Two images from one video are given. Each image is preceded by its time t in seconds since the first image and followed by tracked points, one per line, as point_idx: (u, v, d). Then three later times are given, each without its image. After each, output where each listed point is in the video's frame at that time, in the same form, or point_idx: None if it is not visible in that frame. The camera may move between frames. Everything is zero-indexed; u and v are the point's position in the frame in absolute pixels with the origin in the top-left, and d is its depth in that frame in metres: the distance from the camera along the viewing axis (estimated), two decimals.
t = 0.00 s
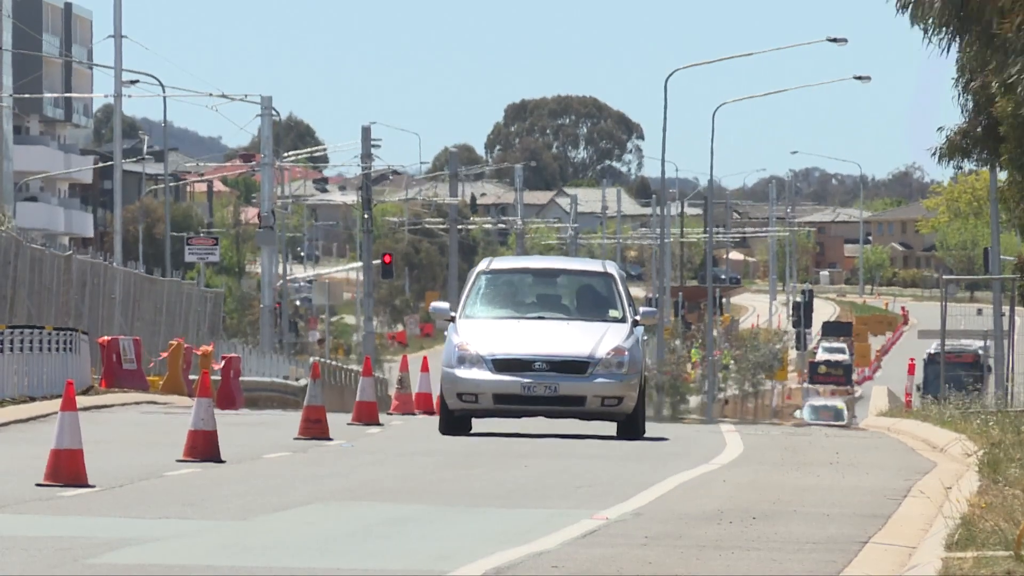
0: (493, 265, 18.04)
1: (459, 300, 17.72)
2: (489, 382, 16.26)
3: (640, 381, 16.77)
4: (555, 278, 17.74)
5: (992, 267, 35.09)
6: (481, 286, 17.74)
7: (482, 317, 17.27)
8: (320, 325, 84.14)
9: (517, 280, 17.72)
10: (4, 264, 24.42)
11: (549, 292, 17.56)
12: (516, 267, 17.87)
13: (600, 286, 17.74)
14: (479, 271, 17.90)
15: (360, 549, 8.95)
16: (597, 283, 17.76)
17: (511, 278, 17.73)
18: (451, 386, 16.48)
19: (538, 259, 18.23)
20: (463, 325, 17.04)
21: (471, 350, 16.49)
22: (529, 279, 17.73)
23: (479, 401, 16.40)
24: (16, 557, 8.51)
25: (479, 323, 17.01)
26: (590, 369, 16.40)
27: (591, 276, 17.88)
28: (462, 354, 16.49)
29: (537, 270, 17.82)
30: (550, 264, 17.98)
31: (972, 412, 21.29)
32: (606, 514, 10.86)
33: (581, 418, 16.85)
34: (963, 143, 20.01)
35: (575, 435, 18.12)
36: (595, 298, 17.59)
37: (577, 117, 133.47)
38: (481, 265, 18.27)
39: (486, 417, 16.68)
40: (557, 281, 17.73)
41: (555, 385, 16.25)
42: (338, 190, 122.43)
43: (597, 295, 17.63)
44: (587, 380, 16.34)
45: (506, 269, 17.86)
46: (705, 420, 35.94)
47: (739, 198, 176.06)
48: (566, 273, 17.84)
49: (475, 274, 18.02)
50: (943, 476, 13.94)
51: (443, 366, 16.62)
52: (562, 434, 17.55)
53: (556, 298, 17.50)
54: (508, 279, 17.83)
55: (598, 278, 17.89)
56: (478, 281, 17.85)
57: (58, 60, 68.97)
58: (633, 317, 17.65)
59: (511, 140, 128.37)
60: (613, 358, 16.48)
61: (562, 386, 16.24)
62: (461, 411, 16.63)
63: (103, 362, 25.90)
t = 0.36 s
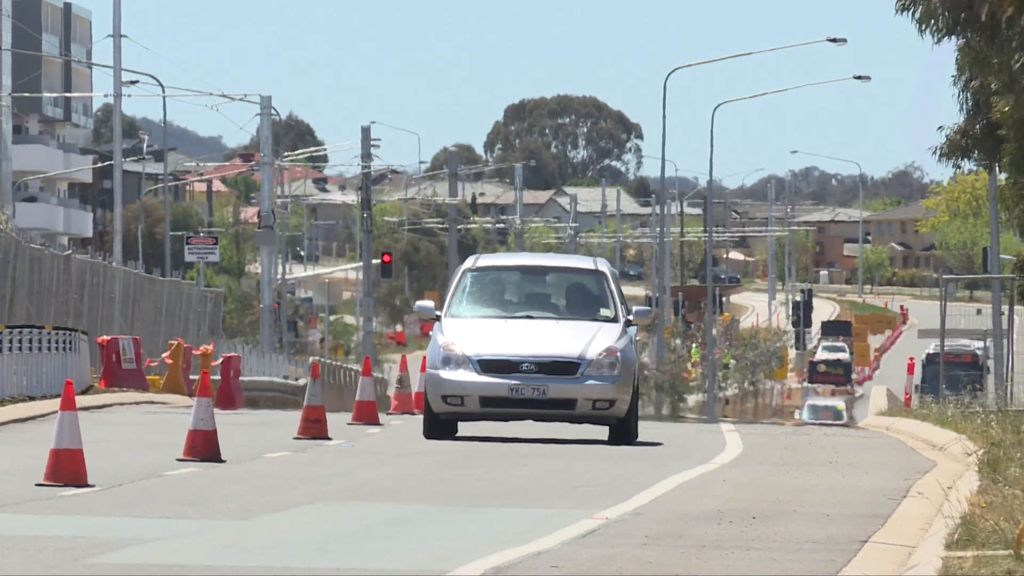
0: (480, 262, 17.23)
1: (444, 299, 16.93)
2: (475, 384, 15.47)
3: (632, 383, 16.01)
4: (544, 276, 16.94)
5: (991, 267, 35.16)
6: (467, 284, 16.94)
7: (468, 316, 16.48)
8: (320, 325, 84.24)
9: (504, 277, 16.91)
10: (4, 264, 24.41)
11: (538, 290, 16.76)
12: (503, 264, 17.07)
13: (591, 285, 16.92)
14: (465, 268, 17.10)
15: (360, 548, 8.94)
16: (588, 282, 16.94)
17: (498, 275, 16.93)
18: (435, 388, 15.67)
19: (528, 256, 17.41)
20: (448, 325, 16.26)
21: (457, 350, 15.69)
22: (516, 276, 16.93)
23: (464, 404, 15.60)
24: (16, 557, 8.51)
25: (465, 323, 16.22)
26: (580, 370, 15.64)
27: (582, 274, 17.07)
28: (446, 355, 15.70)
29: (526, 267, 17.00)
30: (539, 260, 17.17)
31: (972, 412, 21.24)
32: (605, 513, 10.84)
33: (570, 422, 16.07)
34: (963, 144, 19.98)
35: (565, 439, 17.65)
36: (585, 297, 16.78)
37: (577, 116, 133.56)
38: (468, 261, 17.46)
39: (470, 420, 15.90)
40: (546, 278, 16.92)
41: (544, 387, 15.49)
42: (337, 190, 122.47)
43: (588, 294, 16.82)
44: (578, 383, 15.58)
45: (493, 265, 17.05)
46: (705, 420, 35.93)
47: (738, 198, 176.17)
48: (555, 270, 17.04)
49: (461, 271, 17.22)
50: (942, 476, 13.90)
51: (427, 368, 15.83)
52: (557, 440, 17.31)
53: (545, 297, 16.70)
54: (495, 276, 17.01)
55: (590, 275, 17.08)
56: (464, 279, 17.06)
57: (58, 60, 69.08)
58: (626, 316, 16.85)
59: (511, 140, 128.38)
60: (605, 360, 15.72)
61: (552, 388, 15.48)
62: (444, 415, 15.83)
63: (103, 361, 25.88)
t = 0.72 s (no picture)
0: (467, 259, 16.58)
1: (429, 298, 16.29)
2: (461, 388, 14.93)
3: (625, 386, 15.42)
4: (533, 274, 16.28)
5: (991, 266, 35.19)
6: (453, 283, 16.29)
7: (454, 317, 15.84)
8: (320, 325, 84.28)
9: (492, 276, 16.27)
10: (4, 263, 24.42)
11: (527, 289, 16.12)
12: (490, 262, 16.42)
13: (582, 284, 16.28)
14: (451, 266, 16.46)
15: (360, 549, 8.94)
16: (579, 280, 16.29)
17: (485, 274, 16.28)
18: (419, 392, 15.13)
19: (516, 253, 16.77)
20: (433, 326, 15.65)
21: (442, 353, 15.12)
22: (504, 275, 16.28)
23: (450, 409, 15.07)
24: (16, 556, 8.51)
25: (452, 324, 15.60)
26: (570, 373, 15.06)
27: (574, 272, 16.41)
28: (431, 357, 15.13)
29: (514, 265, 16.35)
30: (528, 258, 16.52)
31: (972, 412, 21.24)
32: (606, 513, 10.84)
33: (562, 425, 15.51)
34: (965, 142, 20.06)
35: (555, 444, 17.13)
36: (577, 297, 16.12)
37: (577, 116, 133.64)
38: (454, 259, 16.80)
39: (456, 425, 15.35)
40: (535, 277, 16.27)
41: (533, 391, 14.92)
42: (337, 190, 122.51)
43: (580, 293, 16.17)
44: (568, 386, 15.00)
45: (480, 264, 16.41)
46: (704, 419, 35.96)
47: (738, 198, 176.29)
48: (545, 269, 16.39)
49: (447, 269, 16.57)
50: (942, 477, 13.91)
51: (412, 369, 15.30)
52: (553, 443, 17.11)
53: (534, 297, 16.05)
54: (483, 275, 16.36)
55: (582, 274, 16.42)
56: (450, 277, 16.41)
57: (59, 60, 69.10)
58: (619, 316, 16.19)
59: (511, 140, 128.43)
60: (596, 362, 15.13)
61: (541, 391, 14.91)
62: (429, 418, 15.29)
63: (103, 362, 25.88)
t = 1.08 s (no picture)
0: (452, 258, 16.06)
1: (413, 298, 15.77)
2: (447, 391, 14.33)
3: (618, 390, 14.82)
4: (521, 274, 15.78)
5: (991, 268, 35.22)
6: (438, 281, 15.77)
7: (439, 316, 15.31)
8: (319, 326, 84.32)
9: (478, 274, 15.77)
10: (4, 264, 24.43)
11: (515, 289, 15.61)
12: (476, 261, 15.93)
13: (573, 284, 15.76)
14: (436, 264, 15.95)
15: (360, 549, 8.95)
16: (569, 280, 15.78)
17: (472, 272, 15.78)
18: (403, 396, 14.53)
19: (504, 253, 16.27)
20: (417, 326, 15.11)
21: (426, 355, 14.54)
22: (492, 274, 15.78)
23: (434, 413, 14.45)
24: (16, 557, 8.52)
25: (437, 324, 15.06)
26: (561, 376, 14.46)
27: (563, 272, 15.90)
28: (415, 359, 14.54)
29: (502, 264, 15.84)
30: (516, 258, 16.03)
31: (973, 412, 21.27)
32: (606, 513, 10.85)
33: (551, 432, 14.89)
34: (967, 140, 20.07)
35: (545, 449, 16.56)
36: (567, 296, 15.61)
37: (577, 117, 133.74)
38: (439, 257, 16.30)
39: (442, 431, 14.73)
40: (524, 277, 15.77)
41: (522, 396, 14.33)
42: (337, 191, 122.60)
43: (570, 293, 15.66)
44: (558, 390, 14.40)
45: (467, 262, 15.90)
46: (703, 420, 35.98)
47: (738, 199, 176.37)
48: (534, 268, 15.89)
49: (432, 268, 16.04)
50: (942, 477, 13.92)
51: (395, 373, 14.69)
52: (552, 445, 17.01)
53: (523, 296, 15.54)
54: (469, 274, 15.85)
55: (571, 273, 15.92)
56: (435, 276, 15.89)
57: (58, 60, 69.09)
58: (610, 317, 15.66)
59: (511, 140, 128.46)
60: (587, 364, 14.55)
61: (531, 396, 14.31)
62: (413, 424, 14.67)
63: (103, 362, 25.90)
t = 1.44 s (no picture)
0: (436, 255, 15.24)
1: (396, 297, 14.94)
2: (431, 397, 13.54)
3: (610, 394, 14.08)
4: (508, 272, 14.95)
5: (991, 267, 35.23)
6: (421, 281, 14.96)
7: (423, 320, 14.50)
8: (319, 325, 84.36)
9: (463, 273, 14.95)
10: (4, 264, 24.42)
11: (502, 288, 14.80)
12: (461, 259, 15.08)
13: (562, 283, 14.94)
14: (420, 262, 15.10)
15: (360, 549, 8.95)
16: (559, 279, 14.96)
17: (457, 271, 14.95)
18: (385, 402, 13.76)
19: (490, 249, 15.44)
20: (400, 329, 14.30)
21: (409, 358, 13.77)
22: (478, 273, 14.94)
23: (417, 420, 13.68)
24: (16, 557, 8.51)
25: (421, 326, 14.27)
26: (551, 381, 13.69)
27: (552, 270, 15.07)
28: (398, 363, 13.78)
29: (488, 262, 15.01)
30: (504, 254, 15.18)
31: (972, 412, 21.25)
32: (606, 513, 10.84)
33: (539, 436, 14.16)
34: (966, 140, 20.03)
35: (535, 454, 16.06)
36: (556, 296, 14.80)
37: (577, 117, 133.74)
38: (423, 255, 15.45)
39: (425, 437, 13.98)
40: (512, 275, 14.94)
41: (510, 400, 13.55)
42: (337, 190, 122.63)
43: (560, 293, 14.84)
44: (547, 395, 13.63)
45: (451, 260, 15.07)
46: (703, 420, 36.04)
47: (738, 198, 176.46)
48: (523, 266, 15.04)
49: (415, 266, 15.21)
50: (942, 477, 13.91)
51: (376, 377, 13.92)
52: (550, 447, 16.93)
53: (510, 296, 14.73)
54: (453, 272, 15.02)
55: (562, 272, 15.08)
56: (417, 274, 15.06)
57: (58, 60, 69.09)
58: (603, 318, 14.83)
59: (511, 140, 128.45)
60: (578, 368, 13.78)
61: (519, 400, 13.54)
62: (396, 430, 13.92)
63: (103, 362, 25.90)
